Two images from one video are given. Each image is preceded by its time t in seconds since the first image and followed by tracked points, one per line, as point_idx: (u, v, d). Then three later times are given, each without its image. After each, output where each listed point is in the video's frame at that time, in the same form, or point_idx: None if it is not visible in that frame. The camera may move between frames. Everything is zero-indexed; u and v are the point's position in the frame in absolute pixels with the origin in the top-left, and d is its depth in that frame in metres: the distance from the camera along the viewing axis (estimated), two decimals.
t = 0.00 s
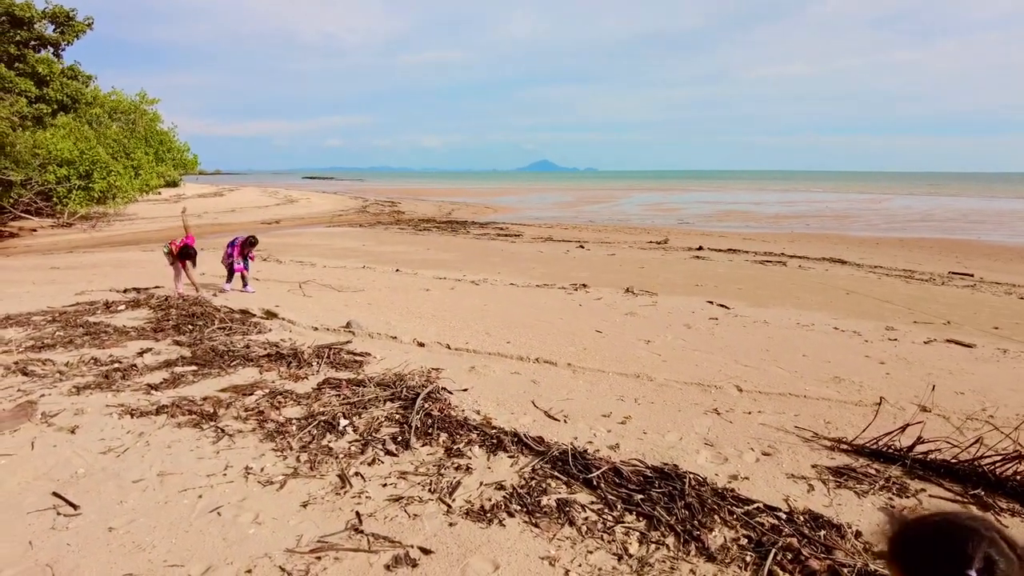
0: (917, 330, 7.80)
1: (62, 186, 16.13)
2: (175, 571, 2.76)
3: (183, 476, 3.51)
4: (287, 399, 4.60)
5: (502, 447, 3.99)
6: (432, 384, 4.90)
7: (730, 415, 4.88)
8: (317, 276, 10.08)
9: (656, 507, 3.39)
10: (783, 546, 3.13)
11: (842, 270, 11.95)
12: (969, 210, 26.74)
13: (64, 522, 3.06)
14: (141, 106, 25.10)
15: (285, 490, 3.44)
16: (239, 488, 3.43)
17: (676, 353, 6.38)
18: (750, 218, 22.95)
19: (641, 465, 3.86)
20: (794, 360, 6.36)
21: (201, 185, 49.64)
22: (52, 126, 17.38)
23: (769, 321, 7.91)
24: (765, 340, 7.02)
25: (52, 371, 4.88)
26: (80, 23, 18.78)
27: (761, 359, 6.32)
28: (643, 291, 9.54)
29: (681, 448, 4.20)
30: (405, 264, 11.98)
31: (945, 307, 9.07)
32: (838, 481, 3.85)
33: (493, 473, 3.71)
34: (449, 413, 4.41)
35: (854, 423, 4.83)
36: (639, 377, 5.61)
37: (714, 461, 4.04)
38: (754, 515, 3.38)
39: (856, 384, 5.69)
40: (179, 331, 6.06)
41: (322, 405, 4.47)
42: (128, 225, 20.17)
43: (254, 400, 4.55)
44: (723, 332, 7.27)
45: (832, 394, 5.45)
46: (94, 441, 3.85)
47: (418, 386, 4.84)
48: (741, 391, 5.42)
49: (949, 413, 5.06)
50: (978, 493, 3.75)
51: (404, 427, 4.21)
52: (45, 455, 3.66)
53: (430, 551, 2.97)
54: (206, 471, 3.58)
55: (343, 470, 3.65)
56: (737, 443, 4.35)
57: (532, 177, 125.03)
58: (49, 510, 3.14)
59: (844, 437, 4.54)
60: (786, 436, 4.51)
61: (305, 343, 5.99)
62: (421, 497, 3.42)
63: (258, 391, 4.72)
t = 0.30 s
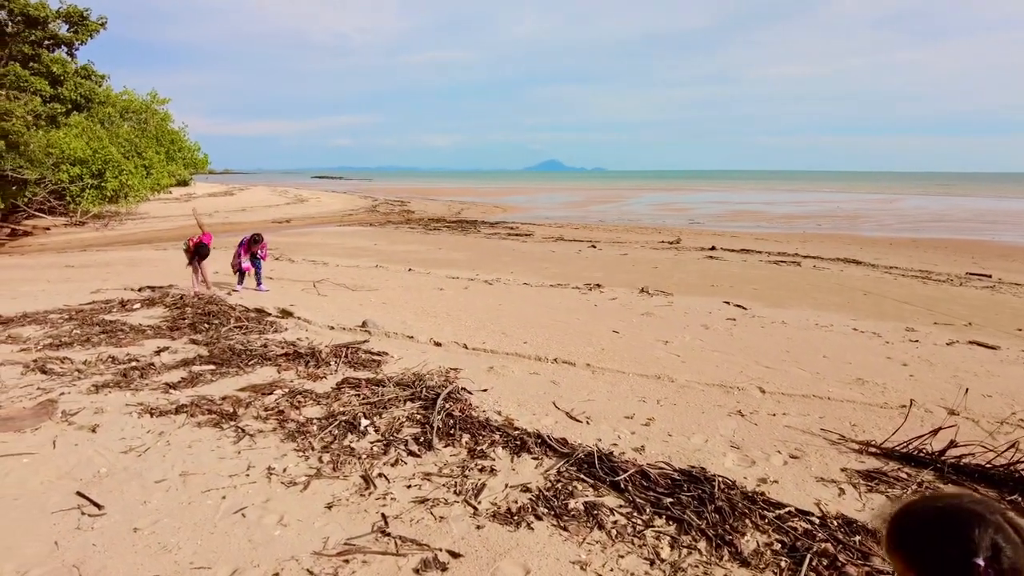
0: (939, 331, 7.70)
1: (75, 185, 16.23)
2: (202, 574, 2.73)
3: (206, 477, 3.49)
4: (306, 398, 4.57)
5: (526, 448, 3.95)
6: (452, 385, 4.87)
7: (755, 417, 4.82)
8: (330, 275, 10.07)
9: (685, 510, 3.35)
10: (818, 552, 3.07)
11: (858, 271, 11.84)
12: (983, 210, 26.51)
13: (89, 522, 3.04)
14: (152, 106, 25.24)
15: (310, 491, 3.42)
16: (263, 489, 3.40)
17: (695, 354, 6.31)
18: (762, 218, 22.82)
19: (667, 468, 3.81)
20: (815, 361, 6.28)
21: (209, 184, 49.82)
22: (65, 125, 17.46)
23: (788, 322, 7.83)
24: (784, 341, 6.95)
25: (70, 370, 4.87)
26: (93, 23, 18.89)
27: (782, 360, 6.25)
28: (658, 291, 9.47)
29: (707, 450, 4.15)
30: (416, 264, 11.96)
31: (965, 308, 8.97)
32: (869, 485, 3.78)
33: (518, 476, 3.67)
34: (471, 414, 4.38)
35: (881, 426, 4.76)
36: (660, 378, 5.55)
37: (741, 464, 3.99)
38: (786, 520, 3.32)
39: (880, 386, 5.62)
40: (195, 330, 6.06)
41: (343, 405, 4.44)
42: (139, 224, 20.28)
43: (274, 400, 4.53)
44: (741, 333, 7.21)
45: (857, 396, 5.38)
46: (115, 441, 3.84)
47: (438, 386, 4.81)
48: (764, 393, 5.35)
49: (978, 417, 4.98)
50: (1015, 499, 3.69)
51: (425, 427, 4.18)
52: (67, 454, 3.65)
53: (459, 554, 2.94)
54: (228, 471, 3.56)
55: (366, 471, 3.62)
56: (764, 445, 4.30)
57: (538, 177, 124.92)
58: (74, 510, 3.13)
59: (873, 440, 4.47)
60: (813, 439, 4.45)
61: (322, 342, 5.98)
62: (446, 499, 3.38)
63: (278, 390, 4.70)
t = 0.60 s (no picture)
0: (973, 335, 7.56)
1: (95, 183, 16.39)
2: None
3: (243, 479, 3.46)
4: (339, 399, 4.54)
5: (565, 453, 3.89)
6: (484, 386, 4.82)
7: (795, 421, 4.73)
8: (351, 274, 10.07)
9: (734, 518, 3.28)
10: (875, 564, 2.99)
11: (883, 273, 11.68)
12: (1005, 212, 26.11)
13: (130, 524, 3.02)
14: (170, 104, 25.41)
15: (349, 494, 3.38)
16: (302, 492, 3.37)
17: (727, 356, 6.22)
18: (779, 219, 22.63)
19: (712, 474, 3.74)
20: (850, 365, 6.17)
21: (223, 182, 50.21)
22: (86, 122, 17.60)
23: (817, 324, 7.71)
24: (816, 343, 6.84)
25: (100, 367, 4.87)
26: (115, 22, 19.03)
27: (816, 363, 6.15)
28: (681, 292, 9.38)
29: (751, 456, 4.07)
30: (436, 263, 11.93)
31: (997, 311, 8.80)
32: (921, 493, 3.69)
33: (559, 481, 3.62)
34: (506, 416, 4.33)
35: (925, 433, 4.65)
36: (694, 382, 5.46)
37: (786, 471, 3.91)
38: (838, 529, 3.24)
39: (919, 391, 5.50)
40: (221, 328, 6.05)
41: (376, 406, 4.41)
42: (158, 222, 20.42)
43: (306, 400, 4.50)
44: (771, 335, 7.10)
45: (896, 401, 5.28)
46: (150, 440, 3.82)
47: (470, 387, 4.77)
48: (801, 397, 5.26)
49: None
50: None
51: (461, 429, 4.13)
52: (103, 453, 3.64)
53: (507, 562, 2.88)
54: (265, 473, 3.53)
55: (405, 474, 3.58)
56: (807, 451, 4.21)
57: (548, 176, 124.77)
58: (114, 511, 3.11)
59: (919, 447, 4.36)
60: (857, 445, 4.36)
61: (350, 341, 5.95)
62: (488, 504, 3.33)
63: (310, 390, 4.66)
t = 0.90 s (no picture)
0: (1013, 341, 7.36)
1: (119, 182, 16.59)
2: None
3: (281, 484, 3.43)
4: (372, 401, 4.51)
5: (605, 461, 3.82)
6: (518, 390, 4.77)
7: (837, 429, 4.63)
8: (375, 274, 10.06)
9: (786, 531, 3.20)
10: None
11: (913, 276, 11.45)
12: None
13: (170, 529, 3.00)
14: (190, 104, 25.66)
15: (390, 501, 3.34)
16: (341, 498, 3.34)
17: (762, 361, 6.12)
18: (801, 220, 22.34)
19: (759, 484, 3.66)
20: (888, 371, 6.04)
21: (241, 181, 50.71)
22: (110, 122, 17.80)
23: (850, 329, 7.56)
24: (852, 348, 6.70)
25: (131, 367, 4.88)
26: (140, 22, 19.19)
27: (853, 369, 6.02)
28: (709, 295, 9.26)
29: (796, 466, 3.98)
30: (458, 263, 11.89)
31: None
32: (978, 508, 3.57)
33: (602, 490, 3.55)
34: (543, 422, 4.27)
35: (975, 443, 4.51)
36: (731, 387, 5.36)
37: (834, 481, 3.81)
38: (897, 545, 3.15)
39: (964, 400, 5.36)
40: (250, 328, 6.05)
41: (409, 409, 4.37)
42: (179, 220, 20.61)
43: (339, 402, 4.47)
44: (804, 339, 6.98)
45: (940, 410, 5.14)
46: (185, 443, 3.81)
47: (504, 390, 4.72)
48: (840, 404, 5.14)
49: None
50: None
51: (497, 434, 4.09)
52: (139, 455, 3.63)
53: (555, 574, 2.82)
54: (303, 478, 3.50)
55: (444, 481, 3.53)
56: (854, 461, 4.11)
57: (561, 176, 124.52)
58: (154, 515, 3.09)
59: (970, 458, 4.24)
60: (905, 456, 4.24)
61: (379, 343, 5.92)
62: (532, 513, 3.27)
63: (342, 392, 4.64)
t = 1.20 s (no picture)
0: None
1: (147, 181, 16.88)
2: None
3: (324, 490, 3.38)
4: (411, 404, 4.46)
5: (657, 470, 3.72)
6: (559, 394, 4.70)
7: (894, 439, 4.47)
8: (404, 274, 10.05)
9: (855, 548, 3.08)
10: None
11: (952, 278, 11.12)
12: None
13: (213, 537, 2.95)
14: (216, 105, 26.00)
15: (436, 509, 3.26)
16: (386, 507, 3.27)
17: (806, 366, 5.96)
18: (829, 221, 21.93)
19: (820, 497, 3.54)
20: (940, 378, 5.82)
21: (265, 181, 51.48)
22: (139, 122, 18.09)
23: (894, 333, 7.33)
24: (898, 354, 6.49)
25: (165, 367, 4.89)
26: (170, 23, 19.43)
27: (902, 375, 5.82)
28: (743, 297, 9.07)
29: (856, 477, 3.84)
30: (484, 263, 11.84)
31: None
32: None
33: (656, 501, 3.45)
34: (588, 429, 4.19)
35: None
36: (777, 393, 5.22)
37: (899, 495, 3.67)
38: (977, 566, 3.00)
39: None
40: (282, 328, 6.04)
41: (449, 413, 4.31)
42: (205, 219, 20.88)
43: (377, 404, 4.43)
44: (847, 343, 6.78)
45: (1001, 419, 4.93)
46: (223, 446, 3.78)
47: (544, 395, 4.65)
48: (894, 412, 4.97)
49: None
50: None
51: (542, 441, 4.01)
52: (177, 458, 3.61)
53: None
54: (345, 485, 3.44)
55: (491, 490, 3.45)
56: (918, 473, 3.96)
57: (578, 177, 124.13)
58: (196, 522, 3.05)
59: None
60: (972, 468, 4.07)
61: (412, 343, 5.88)
62: (585, 525, 3.18)
63: (379, 395, 4.59)
